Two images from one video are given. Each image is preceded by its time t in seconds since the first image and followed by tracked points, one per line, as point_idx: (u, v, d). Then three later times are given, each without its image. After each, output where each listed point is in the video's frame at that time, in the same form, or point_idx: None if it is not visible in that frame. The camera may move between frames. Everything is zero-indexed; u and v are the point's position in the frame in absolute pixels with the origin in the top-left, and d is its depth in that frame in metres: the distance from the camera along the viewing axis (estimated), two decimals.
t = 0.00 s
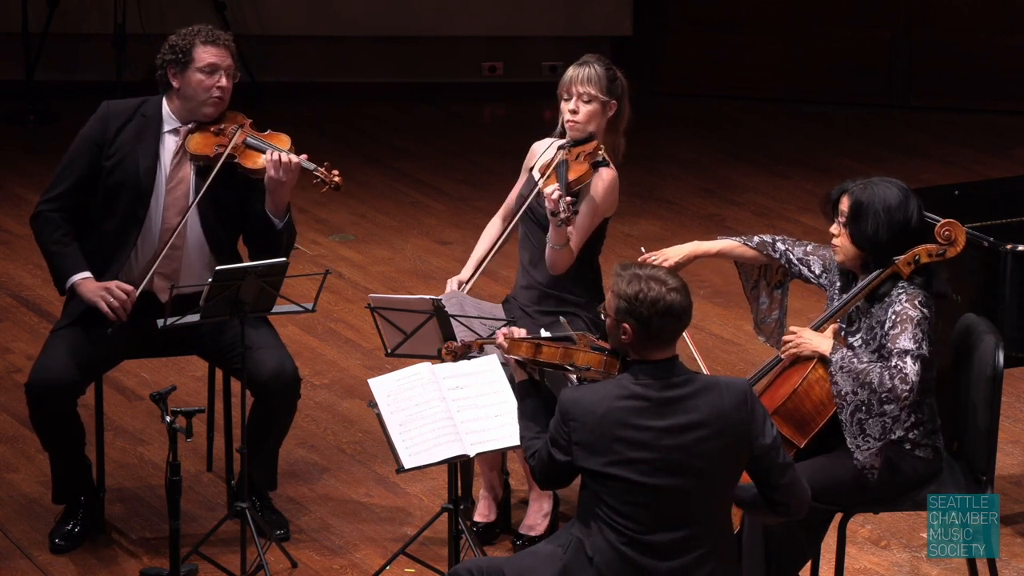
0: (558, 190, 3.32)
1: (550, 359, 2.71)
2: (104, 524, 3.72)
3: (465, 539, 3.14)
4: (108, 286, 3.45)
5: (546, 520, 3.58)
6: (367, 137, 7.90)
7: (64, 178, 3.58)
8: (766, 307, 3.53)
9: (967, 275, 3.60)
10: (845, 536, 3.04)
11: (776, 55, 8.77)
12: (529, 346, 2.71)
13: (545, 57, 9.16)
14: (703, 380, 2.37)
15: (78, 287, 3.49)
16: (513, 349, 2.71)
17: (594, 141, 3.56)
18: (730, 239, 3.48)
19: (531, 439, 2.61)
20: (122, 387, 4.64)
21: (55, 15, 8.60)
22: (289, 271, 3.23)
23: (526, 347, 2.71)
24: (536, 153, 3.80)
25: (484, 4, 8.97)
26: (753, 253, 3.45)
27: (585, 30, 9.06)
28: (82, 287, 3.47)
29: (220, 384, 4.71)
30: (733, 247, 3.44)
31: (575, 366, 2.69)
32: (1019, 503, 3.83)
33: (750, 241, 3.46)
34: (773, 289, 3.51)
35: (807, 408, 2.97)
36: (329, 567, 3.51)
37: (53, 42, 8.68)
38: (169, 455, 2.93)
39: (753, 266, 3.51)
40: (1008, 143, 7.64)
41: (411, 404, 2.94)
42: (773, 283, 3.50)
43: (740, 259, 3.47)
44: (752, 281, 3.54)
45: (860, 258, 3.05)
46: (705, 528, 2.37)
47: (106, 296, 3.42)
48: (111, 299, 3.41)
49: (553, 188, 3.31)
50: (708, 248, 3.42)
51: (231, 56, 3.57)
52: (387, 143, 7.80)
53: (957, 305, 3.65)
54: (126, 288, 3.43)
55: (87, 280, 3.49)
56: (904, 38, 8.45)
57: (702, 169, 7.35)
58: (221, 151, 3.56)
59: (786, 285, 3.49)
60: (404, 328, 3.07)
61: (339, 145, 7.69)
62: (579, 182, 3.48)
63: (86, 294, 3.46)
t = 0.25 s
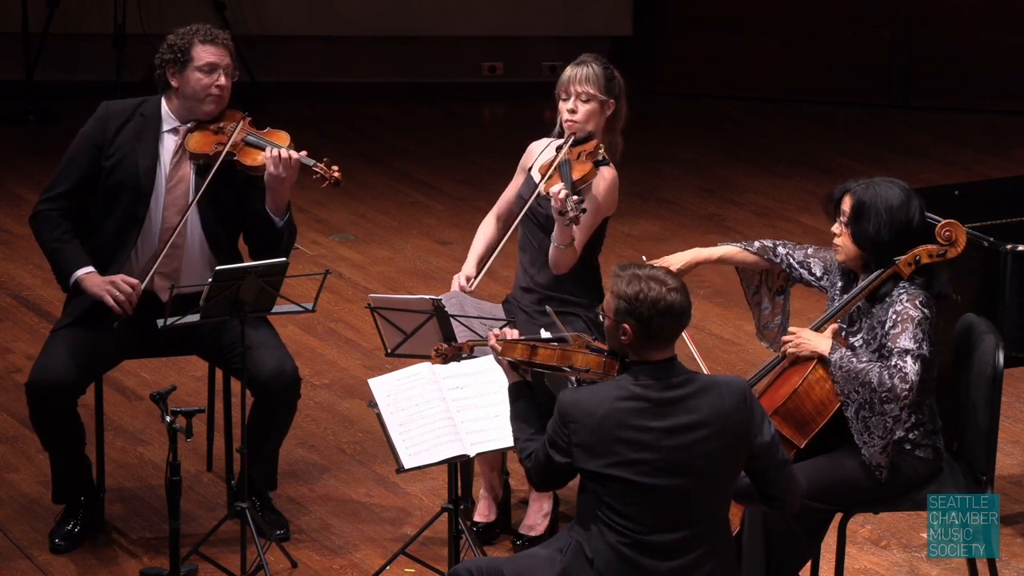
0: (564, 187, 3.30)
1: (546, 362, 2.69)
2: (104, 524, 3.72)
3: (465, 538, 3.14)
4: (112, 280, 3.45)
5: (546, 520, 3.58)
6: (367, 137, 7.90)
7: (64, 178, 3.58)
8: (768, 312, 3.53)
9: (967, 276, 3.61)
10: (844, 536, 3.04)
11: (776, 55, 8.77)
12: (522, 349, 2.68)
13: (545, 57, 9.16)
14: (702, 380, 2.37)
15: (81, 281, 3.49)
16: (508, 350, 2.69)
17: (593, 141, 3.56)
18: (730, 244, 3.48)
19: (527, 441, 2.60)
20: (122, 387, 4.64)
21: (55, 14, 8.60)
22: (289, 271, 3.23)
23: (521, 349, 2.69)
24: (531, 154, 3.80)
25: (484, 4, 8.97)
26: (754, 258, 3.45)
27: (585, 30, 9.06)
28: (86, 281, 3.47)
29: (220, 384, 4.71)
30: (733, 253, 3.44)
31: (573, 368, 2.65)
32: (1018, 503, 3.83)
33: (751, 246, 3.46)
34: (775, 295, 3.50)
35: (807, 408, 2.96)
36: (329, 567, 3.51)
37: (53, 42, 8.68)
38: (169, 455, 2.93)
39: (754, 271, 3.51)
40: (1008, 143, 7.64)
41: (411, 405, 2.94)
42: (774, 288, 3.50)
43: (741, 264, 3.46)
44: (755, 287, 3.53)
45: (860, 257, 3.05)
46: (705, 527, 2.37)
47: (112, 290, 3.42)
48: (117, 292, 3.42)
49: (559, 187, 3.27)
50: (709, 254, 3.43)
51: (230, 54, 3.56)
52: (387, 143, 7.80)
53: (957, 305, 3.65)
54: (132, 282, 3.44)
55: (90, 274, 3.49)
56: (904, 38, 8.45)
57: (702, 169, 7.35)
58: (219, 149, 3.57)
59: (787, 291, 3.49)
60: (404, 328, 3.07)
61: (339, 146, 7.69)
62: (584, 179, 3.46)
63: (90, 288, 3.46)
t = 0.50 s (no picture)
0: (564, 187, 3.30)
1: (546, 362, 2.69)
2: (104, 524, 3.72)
3: (465, 539, 3.14)
4: (120, 272, 3.46)
5: (546, 520, 3.57)
6: (367, 137, 7.90)
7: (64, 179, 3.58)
8: (768, 319, 3.53)
9: (967, 276, 3.61)
10: (845, 536, 3.04)
11: (776, 55, 8.77)
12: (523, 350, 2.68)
13: (545, 57, 9.16)
14: (703, 380, 2.37)
15: (86, 274, 3.50)
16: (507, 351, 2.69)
17: (591, 140, 3.57)
18: (730, 252, 3.49)
19: (526, 441, 2.60)
20: (122, 387, 4.64)
21: (55, 15, 8.60)
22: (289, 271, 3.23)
23: (521, 350, 2.69)
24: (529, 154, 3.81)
25: (484, 4, 8.97)
26: (754, 264, 3.45)
27: (585, 30, 9.06)
28: (93, 274, 3.47)
29: (220, 384, 4.71)
30: (732, 261, 3.44)
31: (574, 368, 2.65)
32: (1019, 503, 3.83)
33: (750, 253, 3.46)
34: (775, 302, 3.51)
35: (807, 409, 2.96)
36: (329, 567, 3.51)
37: (53, 42, 8.68)
38: (169, 455, 2.93)
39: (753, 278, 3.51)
40: (1008, 143, 7.64)
41: (411, 405, 2.94)
42: (774, 294, 3.50)
43: (741, 271, 3.47)
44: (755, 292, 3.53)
45: (860, 257, 3.05)
46: (705, 527, 2.38)
47: (120, 282, 3.43)
48: (125, 285, 3.43)
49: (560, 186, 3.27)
50: (708, 263, 3.42)
51: (228, 55, 3.56)
52: (387, 142, 7.80)
53: (957, 305, 3.65)
54: (140, 274, 3.45)
55: (96, 265, 3.50)
56: (904, 38, 8.45)
57: (702, 169, 7.35)
58: (218, 149, 3.57)
59: (786, 297, 3.49)
60: (404, 328, 3.07)
61: (339, 146, 7.69)
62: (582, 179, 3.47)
63: (97, 281, 3.46)
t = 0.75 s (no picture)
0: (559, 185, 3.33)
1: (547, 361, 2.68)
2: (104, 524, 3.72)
3: (465, 539, 3.14)
4: (130, 263, 3.46)
5: (546, 520, 3.57)
6: (367, 137, 7.90)
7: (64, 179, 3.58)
8: (767, 328, 3.52)
9: (967, 276, 3.61)
10: (845, 536, 3.04)
11: (776, 55, 8.77)
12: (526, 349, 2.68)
13: (545, 57, 9.16)
14: (705, 380, 2.37)
15: (93, 265, 3.50)
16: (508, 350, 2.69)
17: (587, 139, 3.57)
18: (729, 261, 3.49)
19: (526, 441, 2.60)
20: (122, 387, 4.64)
21: (55, 15, 8.60)
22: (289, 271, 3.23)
23: (523, 349, 2.68)
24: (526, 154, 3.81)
25: (484, 4, 8.98)
26: (754, 272, 3.44)
27: (585, 30, 9.06)
28: (100, 263, 3.48)
29: (220, 384, 4.71)
30: (732, 270, 3.44)
31: (576, 367, 2.65)
32: (1019, 503, 3.83)
33: (749, 261, 3.46)
34: (774, 311, 3.49)
35: (807, 409, 2.97)
36: (329, 567, 3.51)
37: (53, 42, 8.68)
38: (169, 455, 2.93)
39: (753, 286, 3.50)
40: (1008, 143, 7.64)
41: (411, 405, 2.94)
42: (774, 302, 3.49)
43: (741, 280, 3.46)
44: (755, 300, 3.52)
45: (861, 257, 3.05)
46: (705, 527, 2.38)
47: (130, 273, 3.44)
48: (136, 276, 3.43)
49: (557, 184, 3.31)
50: (708, 272, 3.41)
51: (228, 55, 3.56)
52: (387, 142, 7.80)
53: (958, 305, 3.65)
54: (149, 265, 3.45)
55: (103, 255, 3.50)
56: (904, 38, 8.45)
57: (702, 169, 7.35)
58: (218, 150, 3.57)
59: (786, 305, 3.48)
60: (404, 328, 3.07)
61: (339, 146, 7.69)
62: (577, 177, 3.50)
63: (107, 271, 3.47)
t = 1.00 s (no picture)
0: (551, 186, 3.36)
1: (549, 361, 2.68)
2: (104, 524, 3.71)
3: (465, 539, 3.14)
4: (141, 252, 3.45)
5: (546, 520, 3.57)
6: (367, 137, 7.90)
7: (65, 181, 3.58)
8: (768, 334, 3.51)
9: (967, 276, 3.60)
10: (845, 536, 3.04)
11: (776, 55, 8.77)
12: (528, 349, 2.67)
13: (545, 57, 9.16)
14: (707, 380, 2.37)
15: (101, 254, 3.50)
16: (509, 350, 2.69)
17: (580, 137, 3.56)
18: (730, 267, 3.48)
19: (528, 441, 2.60)
20: (122, 387, 4.64)
21: (55, 15, 8.60)
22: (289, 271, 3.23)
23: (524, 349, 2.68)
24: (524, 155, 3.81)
25: (484, 4, 8.97)
26: (756, 278, 3.44)
27: (585, 30, 9.05)
28: (111, 251, 3.47)
29: (220, 384, 4.71)
30: (735, 276, 3.43)
31: (579, 366, 2.66)
32: (1019, 503, 3.83)
33: (750, 267, 3.45)
34: (775, 317, 3.49)
35: (807, 409, 2.97)
36: (329, 567, 3.51)
37: (53, 42, 8.68)
38: (169, 455, 2.93)
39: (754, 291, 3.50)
40: (1008, 143, 7.64)
41: (411, 405, 2.94)
42: (774, 308, 3.49)
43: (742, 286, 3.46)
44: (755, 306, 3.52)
45: (862, 257, 3.05)
46: (706, 528, 2.38)
47: (142, 263, 3.43)
48: (147, 267, 3.43)
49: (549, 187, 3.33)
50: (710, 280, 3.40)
51: (228, 56, 3.56)
52: (387, 142, 7.80)
53: (957, 305, 3.64)
54: (161, 254, 3.44)
55: (110, 244, 3.50)
56: (904, 38, 8.45)
57: (702, 169, 7.35)
58: (219, 151, 3.56)
59: (787, 311, 3.47)
60: (404, 328, 3.07)
61: (339, 146, 7.69)
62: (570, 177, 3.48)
63: (120, 261, 3.46)
